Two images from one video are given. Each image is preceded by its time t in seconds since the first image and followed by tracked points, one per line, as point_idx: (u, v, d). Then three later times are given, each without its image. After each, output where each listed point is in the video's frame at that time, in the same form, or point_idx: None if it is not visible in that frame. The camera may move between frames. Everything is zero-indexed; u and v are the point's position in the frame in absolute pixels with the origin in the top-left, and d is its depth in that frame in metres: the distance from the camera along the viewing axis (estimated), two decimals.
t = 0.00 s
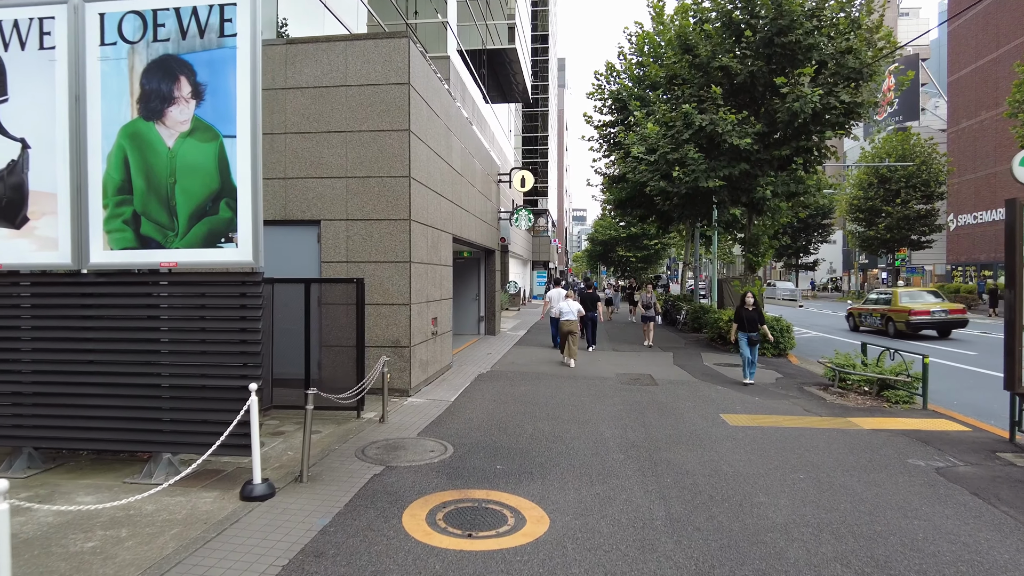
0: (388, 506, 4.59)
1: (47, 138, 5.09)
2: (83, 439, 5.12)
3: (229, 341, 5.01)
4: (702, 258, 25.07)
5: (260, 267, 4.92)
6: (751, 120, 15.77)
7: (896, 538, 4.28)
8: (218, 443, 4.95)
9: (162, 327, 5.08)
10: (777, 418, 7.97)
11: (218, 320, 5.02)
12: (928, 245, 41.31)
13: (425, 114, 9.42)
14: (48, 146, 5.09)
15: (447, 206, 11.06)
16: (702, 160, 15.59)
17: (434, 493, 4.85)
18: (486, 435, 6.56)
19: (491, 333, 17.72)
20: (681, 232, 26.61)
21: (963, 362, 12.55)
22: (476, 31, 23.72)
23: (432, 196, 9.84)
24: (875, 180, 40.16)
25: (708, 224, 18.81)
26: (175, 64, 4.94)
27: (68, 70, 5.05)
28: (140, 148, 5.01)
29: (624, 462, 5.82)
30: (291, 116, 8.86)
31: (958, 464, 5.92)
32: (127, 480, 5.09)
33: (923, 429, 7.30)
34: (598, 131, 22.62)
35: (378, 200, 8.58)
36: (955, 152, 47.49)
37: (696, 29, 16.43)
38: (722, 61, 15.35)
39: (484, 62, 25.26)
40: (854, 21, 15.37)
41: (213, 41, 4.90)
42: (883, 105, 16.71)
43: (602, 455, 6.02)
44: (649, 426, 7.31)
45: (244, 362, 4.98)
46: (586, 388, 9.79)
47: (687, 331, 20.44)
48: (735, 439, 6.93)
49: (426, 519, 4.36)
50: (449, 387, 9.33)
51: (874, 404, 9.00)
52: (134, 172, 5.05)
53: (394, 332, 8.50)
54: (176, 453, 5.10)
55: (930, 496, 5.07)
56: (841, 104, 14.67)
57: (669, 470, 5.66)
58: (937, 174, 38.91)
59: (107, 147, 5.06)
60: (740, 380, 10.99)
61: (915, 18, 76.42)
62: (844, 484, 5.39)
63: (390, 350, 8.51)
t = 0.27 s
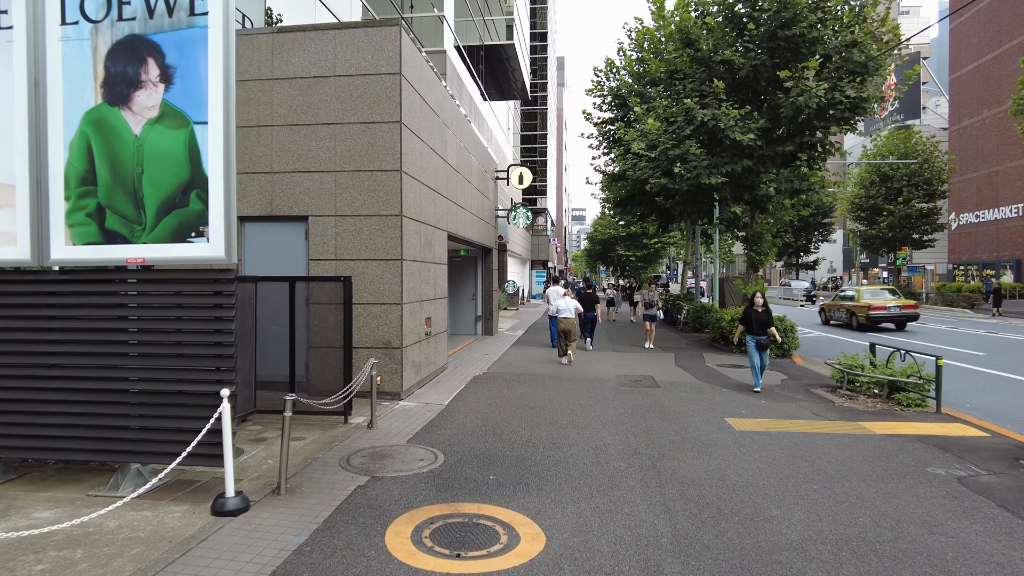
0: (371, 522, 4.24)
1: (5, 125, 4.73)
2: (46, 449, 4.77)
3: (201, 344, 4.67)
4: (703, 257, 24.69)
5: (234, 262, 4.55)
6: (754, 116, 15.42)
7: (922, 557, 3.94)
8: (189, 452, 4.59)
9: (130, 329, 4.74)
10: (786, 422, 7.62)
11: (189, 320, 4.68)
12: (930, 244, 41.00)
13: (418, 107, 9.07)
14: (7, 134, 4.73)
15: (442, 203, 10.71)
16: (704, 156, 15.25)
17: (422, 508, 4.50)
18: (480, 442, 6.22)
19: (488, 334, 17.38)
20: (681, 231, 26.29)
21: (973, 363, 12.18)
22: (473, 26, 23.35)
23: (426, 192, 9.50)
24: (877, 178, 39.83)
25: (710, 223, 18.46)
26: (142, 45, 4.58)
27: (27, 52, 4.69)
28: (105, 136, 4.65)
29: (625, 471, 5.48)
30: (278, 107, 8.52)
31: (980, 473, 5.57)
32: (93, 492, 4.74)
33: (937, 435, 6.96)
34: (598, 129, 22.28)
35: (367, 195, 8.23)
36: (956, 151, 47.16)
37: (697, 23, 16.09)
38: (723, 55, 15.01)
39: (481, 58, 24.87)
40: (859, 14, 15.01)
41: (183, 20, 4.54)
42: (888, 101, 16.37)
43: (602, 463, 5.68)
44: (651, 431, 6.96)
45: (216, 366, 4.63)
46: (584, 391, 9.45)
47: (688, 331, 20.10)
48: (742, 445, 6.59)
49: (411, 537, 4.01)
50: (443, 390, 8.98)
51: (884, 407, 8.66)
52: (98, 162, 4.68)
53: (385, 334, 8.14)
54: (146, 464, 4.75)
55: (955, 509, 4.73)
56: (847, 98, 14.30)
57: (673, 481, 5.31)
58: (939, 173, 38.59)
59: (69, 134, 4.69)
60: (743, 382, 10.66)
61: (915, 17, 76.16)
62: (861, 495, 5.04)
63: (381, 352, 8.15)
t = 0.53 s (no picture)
0: (351, 544, 3.87)
1: None
2: (2, 461, 4.41)
3: (170, 348, 4.30)
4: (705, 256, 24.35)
5: (204, 258, 4.18)
6: (758, 111, 15.06)
7: None
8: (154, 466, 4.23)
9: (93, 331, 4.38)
10: (796, 429, 7.25)
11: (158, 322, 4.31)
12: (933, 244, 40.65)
13: (411, 99, 8.70)
14: None
15: (438, 200, 10.34)
16: (707, 153, 14.88)
17: (408, 527, 4.13)
18: (473, 452, 5.85)
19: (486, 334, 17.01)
20: (683, 230, 25.95)
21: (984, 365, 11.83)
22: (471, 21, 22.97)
23: (421, 188, 9.13)
24: (879, 177, 39.48)
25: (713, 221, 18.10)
26: (105, 23, 4.22)
27: None
28: (63, 122, 4.28)
29: (628, 485, 5.11)
30: (265, 98, 8.15)
31: (1008, 485, 5.21)
32: (53, 509, 4.37)
33: (956, 442, 6.60)
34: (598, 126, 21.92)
35: (358, 189, 7.87)
36: (959, 150, 46.79)
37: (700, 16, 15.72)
38: (726, 49, 14.65)
39: (480, 55, 24.50)
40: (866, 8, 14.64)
41: None
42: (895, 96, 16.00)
43: (604, 475, 5.31)
44: (655, 439, 6.60)
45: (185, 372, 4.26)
46: (584, 394, 9.09)
47: (689, 331, 19.76)
48: (751, 453, 6.22)
49: (394, 562, 3.64)
50: (438, 394, 8.61)
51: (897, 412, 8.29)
52: (57, 150, 4.31)
53: (377, 335, 7.78)
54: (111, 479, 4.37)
55: (985, 527, 4.36)
56: (854, 93, 13.93)
57: (680, 495, 4.94)
58: (942, 172, 38.23)
59: (26, 119, 4.32)
60: (749, 385, 10.28)
61: (916, 16, 75.80)
62: (883, 511, 4.67)
63: (372, 354, 7.79)
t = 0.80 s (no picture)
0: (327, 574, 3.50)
1: None
2: None
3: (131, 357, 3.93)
4: (706, 256, 24.00)
5: (166, 255, 3.78)
6: (762, 107, 14.69)
7: None
8: (113, 485, 3.86)
9: (49, 337, 4.00)
10: (807, 437, 6.89)
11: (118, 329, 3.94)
12: (935, 243, 40.35)
13: (404, 91, 8.35)
14: None
15: (433, 197, 9.99)
16: (709, 149, 14.51)
17: (391, 552, 3.76)
18: (465, 464, 5.48)
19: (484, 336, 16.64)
20: (683, 229, 25.59)
21: (996, 368, 11.49)
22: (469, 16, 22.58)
23: (414, 184, 8.77)
24: (881, 176, 39.17)
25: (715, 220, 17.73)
26: None
27: None
28: (14, 106, 3.90)
29: (631, 501, 4.75)
30: (249, 90, 7.77)
31: None
32: (4, 530, 4.00)
33: (978, 452, 6.23)
34: (598, 124, 21.56)
35: (346, 185, 7.50)
36: (961, 149, 46.48)
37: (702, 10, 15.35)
38: (729, 43, 14.29)
39: (477, 51, 24.11)
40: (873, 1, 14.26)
41: None
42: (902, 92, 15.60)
43: (606, 490, 4.95)
44: (661, 448, 6.23)
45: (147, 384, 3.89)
46: (583, 399, 8.74)
47: (690, 332, 19.39)
48: (761, 463, 5.87)
49: None
50: (431, 398, 8.24)
51: (911, 417, 7.95)
52: (5, 138, 3.94)
53: (366, 338, 7.41)
54: (68, 497, 4.00)
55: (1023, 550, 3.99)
56: (861, 88, 13.53)
57: (688, 512, 4.58)
58: (944, 171, 37.91)
59: None
60: (755, 389, 9.92)
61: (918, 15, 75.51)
62: (908, 531, 4.31)
63: (360, 357, 7.41)
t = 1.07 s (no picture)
0: None
1: None
2: None
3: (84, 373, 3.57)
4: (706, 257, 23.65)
5: (120, 258, 3.42)
6: (764, 105, 14.35)
7: None
8: (62, 514, 3.52)
9: None
10: (816, 449, 6.55)
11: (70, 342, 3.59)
12: (936, 245, 40.06)
13: (394, 86, 8.00)
14: None
15: (426, 197, 9.65)
16: (710, 148, 14.17)
17: None
18: (454, 482, 5.13)
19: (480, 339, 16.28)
20: (683, 230, 25.25)
21: (1006, 373, 11.15)
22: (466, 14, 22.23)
23: (405, 183, 8.43)
24: (882, 177, 38.88)
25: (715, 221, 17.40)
26: None
27: None
28: None
29: (632, 524, 4.40)
30: (231, 85, 7.42)
31: None
32: None
33: (998, 466, 5.89)
34: (597, 123, 21.24)
35: (332, 184, 7.16)
36: (962, 149, 46.20)
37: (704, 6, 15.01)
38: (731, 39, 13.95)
39: (474, 49, 23.76)
40: None
41: None
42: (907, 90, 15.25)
43: (605, 512, 4.61)
44: (663, 462, 5.89)
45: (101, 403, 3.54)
46: (581, 407, 8.39)
47: (691, 335, 19.05)
48: (770, 479, 5.53)
49: None
50: (422, 407, 7.90)
51: (923, 427, 7.60)
52: None
53: (353, 344, 7.07)
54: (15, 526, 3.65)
55: None
56: (866, 85, 13.19)
57: (694, 537, 4.24)
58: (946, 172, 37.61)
59: None
60: (759, 396, 9.59)
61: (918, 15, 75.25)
62: (932, 559, 3.97)
63: (347, 365, 7.07)
